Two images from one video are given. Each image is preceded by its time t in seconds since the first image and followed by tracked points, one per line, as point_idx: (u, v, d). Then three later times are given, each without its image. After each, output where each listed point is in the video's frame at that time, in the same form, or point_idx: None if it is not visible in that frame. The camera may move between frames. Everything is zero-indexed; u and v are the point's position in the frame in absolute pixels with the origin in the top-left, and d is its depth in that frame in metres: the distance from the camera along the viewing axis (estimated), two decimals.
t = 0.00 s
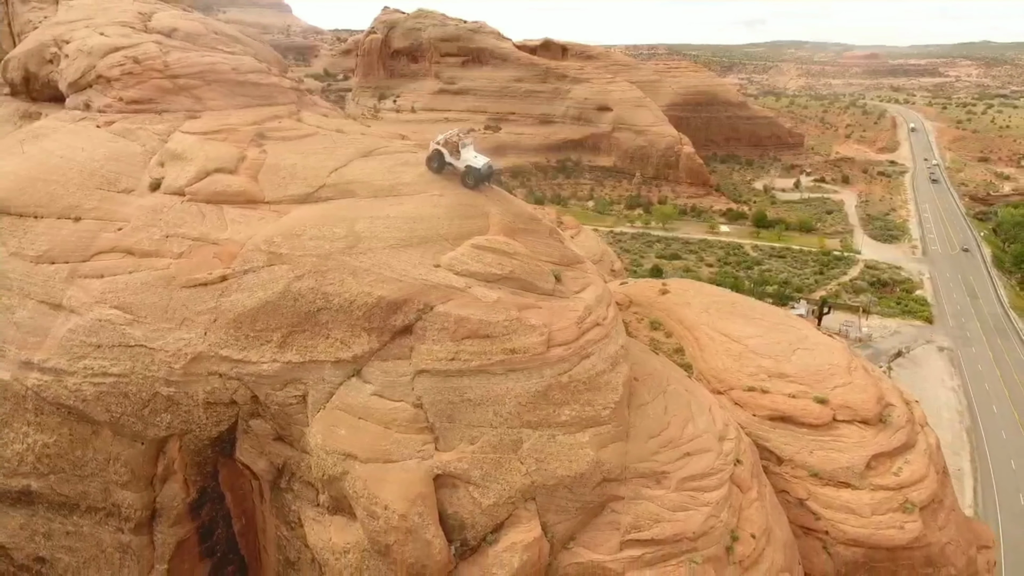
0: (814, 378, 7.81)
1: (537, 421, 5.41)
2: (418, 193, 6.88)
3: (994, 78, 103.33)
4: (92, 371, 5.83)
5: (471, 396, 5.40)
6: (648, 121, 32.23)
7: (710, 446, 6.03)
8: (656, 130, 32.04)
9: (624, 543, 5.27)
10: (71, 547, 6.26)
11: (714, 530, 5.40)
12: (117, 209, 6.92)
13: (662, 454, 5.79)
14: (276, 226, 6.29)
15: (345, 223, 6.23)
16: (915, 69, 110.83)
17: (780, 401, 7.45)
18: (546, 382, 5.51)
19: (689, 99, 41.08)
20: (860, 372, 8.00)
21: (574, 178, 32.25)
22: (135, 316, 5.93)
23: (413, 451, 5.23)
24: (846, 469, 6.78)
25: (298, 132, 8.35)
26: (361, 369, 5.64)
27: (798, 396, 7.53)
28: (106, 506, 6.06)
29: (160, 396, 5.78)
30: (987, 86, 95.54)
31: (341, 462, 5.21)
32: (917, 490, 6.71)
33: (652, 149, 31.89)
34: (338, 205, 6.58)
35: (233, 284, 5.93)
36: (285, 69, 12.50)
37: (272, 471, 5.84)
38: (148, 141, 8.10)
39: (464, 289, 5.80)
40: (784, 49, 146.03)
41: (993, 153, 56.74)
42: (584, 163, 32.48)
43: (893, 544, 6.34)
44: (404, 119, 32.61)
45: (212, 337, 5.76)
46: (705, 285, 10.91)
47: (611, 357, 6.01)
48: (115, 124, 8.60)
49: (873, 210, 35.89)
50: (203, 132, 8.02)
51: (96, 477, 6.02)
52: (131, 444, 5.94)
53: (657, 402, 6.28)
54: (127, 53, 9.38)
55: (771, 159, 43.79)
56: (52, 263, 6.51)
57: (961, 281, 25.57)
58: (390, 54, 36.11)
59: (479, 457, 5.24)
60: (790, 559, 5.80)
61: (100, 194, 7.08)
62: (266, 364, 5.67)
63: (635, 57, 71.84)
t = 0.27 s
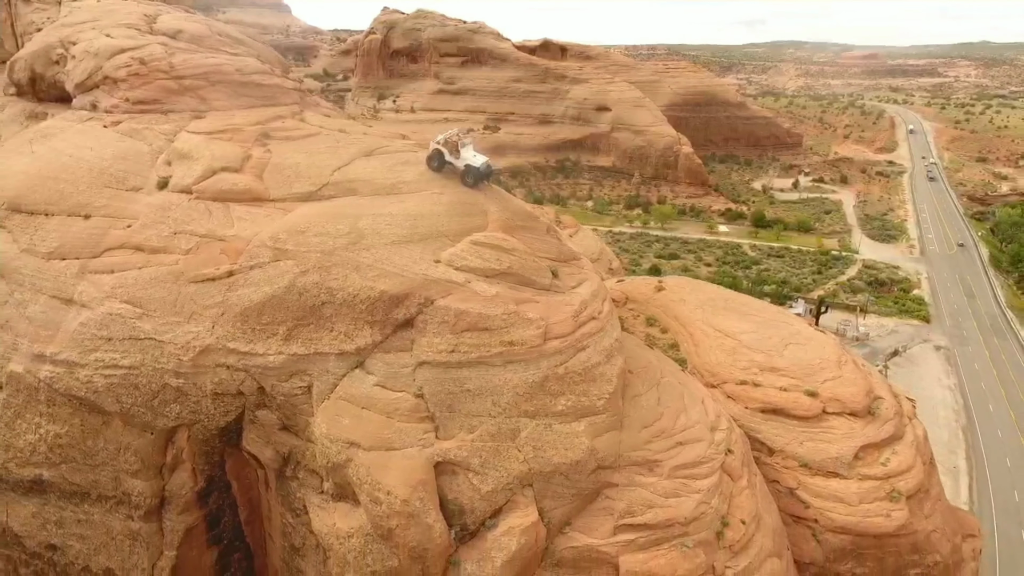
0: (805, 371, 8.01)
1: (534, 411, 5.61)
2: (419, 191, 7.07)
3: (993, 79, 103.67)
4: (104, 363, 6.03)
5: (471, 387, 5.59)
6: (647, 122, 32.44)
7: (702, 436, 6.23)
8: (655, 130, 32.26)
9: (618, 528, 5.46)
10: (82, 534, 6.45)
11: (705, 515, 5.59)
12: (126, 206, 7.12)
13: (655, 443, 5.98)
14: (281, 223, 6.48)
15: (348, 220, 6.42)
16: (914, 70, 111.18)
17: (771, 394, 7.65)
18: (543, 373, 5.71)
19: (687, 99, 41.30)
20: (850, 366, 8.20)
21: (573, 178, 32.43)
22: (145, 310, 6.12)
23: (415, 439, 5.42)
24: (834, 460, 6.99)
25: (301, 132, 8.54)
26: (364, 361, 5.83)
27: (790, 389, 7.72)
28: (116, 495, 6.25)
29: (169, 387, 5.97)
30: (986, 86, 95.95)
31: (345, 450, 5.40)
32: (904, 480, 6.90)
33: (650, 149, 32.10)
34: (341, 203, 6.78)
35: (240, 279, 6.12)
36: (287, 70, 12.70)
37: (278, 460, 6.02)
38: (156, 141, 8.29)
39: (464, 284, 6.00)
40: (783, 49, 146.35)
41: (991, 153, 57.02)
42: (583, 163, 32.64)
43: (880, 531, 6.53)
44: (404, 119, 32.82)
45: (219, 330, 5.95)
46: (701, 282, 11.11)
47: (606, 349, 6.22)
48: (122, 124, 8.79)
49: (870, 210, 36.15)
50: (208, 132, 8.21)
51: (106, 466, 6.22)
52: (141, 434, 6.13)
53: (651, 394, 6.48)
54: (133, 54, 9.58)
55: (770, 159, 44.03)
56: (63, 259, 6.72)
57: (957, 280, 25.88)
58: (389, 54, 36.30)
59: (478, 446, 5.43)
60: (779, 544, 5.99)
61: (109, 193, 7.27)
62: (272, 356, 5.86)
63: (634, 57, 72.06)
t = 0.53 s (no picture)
0: (797, 365, 8.20)
1: (532, 401, 5.80)
2: (421, 189, 7.27)
3: (992, 79, 104.00)
4: (116, 355, 6.22)
5: (471, 377, 5.78)
6: (647, 122, 32.90)
7: (695, 426, 6.43)
8: (655, 130, 32.64)
9: (614, 512, 5.66)
10: (94, 521, 6.66)
11: (698, 501, 5.78)
12: (135, 204, 7.31)
13: (650, 432, 6.18)
14: (287, 219, 6.68)
15: (352, 217, 6.61)
16: (913, 70, 111.47)
17: (764, 387, 7.84)
18: (541, 364, 5.90)
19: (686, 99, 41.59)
20: (842, 359, 8.40)
21: (573, 178, 32.65)
22: (155, 304, 6.31)
23: (418, 427, 5.62)
24: (825, 450, 7.18)
25: (305, 131, 8.72)
26: (368, 353, 6.03)
27: (782, 382, 7.92)
28: (128, 483, 6.45)
29: (180, 378, 6.16)
30: (985, 86, 96.34)
31: (350, 438, 5.60)
32: (893, 469, 7.10)
33: (650, 149, 32.57)
34: (345, 200, 6.97)
35: (248, 274, 6.31)
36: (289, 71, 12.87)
37: (286, 448, 6.22)
38: (163, 141, 8.48)
39: (465, 278, 6.20)
40: (783, 49, 146.64)
41: (990, 153, 57.31)
42: (582, 164, 32.92)
43: (868, 518, 6.73)
44: (404, 119, 32.99)
45: (228, 323, 6.15)
46: (697, 280, 11.29)
47: (602, 341, 6.40)
48: (130, 124, 8.98)
49: (869, 210, 36.53)
50: (215, 131, 8.40)
51: (118, 455, 6.42)
52: (153, 424, 6.33)
53: (646, 385, 6.67)
54: (140, 56, 9.78)
55: (768, 159, 44.26)
56: (75, 255, 6.90)
57: (955, 280, 26.74)
58: (389, 54, 36.39)
59: (478, 434, 5.63)
60: (770, 530, 6.18)
61: (119, 190, 7.46)
62: (280, 348, 6.06)
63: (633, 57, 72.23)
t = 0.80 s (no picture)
0: (789, 357, 8.44)
1: (531, 390, 6.03)
2: (424, 187, 7.50)
3: (992, 79, 104.27)
4: (130, 346, 6.45)
5: (473, 367, 6.02)
6: (646, 122, 33.13)
7: (689, 414, 6.67)
8: (654, 130, 32.90)
9: (610, 496, 5.90)
10: (108, 508, 6.90)
11: (690, 485, 6.03)
12: (147, 201, 7.53)
13: (645, 420, 6.42)
14: (294, 216, 6.91)
15: (357, 214, 6.85)
16: (913, 70, 111.71)
17: (757, 379, 8.07)
18: (540, 355, 6.14)
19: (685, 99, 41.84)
20: (832, 352, 8.63)
21: (573, 177, 32.92)
22: (167, 298, 6.54)
23: (422, 414, 5.86)
24: (815, 439, 7.42)
25: (310, 131, 8.93)
26: (374, 344, 6.26)
27: (774, 374, 8.15)
28: (141, 470, 6.69)
29: (192, 369, 6.39)
30: (984, 86, 96.67)
31: (357, 425, 5.83)
32: (880, 458, 7.34)
33: (649, 149, 32.83)
34: (350, 198, 7.21)
35: (257, 269, 6.54)
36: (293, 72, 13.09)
37: (294, 436, 6.45)
38: (172, 140, 8.70)
39: (467, 272, 6.44)
40: (783, 49, 146.83)
41: (988, 153, 57.58)
42: (582, 164, 33.18)
43: (856, 504, 6.98)
44: (405, 120, 33.17)
45: (239, 315, 6.37)
46: (693, 276, 11.51)
47: (599, 333, 6.63)
48: (139, 124, 9.19)
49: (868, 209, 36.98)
50: (223, 131, 8.62)
51: (132, 443, 6.65)
52: (166, 413, 6.57)
53: (641, 375, 6.92)
54: (148, 57, 10.01)
55: (768, 159, 44.52)
56: (88, 251, 7.13)
57: (954, 279, 27.47)
58: (389, 54, 36.67)
59: (479, 421, 5.87)
60: (761, 515, 6.41)
61: (130, 188, 7.68)
62: (288, 340, 6.29)
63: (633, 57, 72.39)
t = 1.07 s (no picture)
0: (783, 350, 8.66)
1: (532, 379, 6.26)
2: (428, 184, 7.73)
3: (991, 79, 104.62)
4: (145, 337, 6.67)
5: (476, 357, 6.25)
6: (646, 122, 34.18)
7: (685, 403, 6.89)
8: (653, 130, 33.93)
9: (608, 480, 6.13)
10: (122, 494, 7.13)
11: (685, 471, 6.26)
12: (159, 198, 7.75)
13: (642, 409, 6.65)
14: (303, 212, 7.14)
15: (363, 210, 7.09)
16: (913, 70, 112.04)
17: (751, 370, 8.30)
18: (541, 345, 6.37)
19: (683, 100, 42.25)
20: (825, 345, 8.86)
21: (572, 177, 33.85)
22: (181, 291, 6.77)
23: (427, 401, 6.10)
24: (807, 428, 7.66)
25: (317, 130, 9.15)
26: (381, 334, 6.49)
27: (768, 366, 8.38)
28: (155, 457, 6.92)
29: (205, 359, 6.61)
30: (983, 86, 97.07)
31: (365, 412, 6.06)
32: (870, 447, 7.57)
33: (649, 148, 33.78)
34: (356, 195, 7.43)
35: (267, 263, 6.77)
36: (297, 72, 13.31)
37: (304, 424, 6.68)
38: (182, 139, 8.91)
39: (470, 266, 6.68)
40: (783, 49, 147.11)
41: (987, 153, 57.90)
42: (582, 163, 34.13)
43: (847, 491, 7.21)
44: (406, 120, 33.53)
45: (250, 308, 6.60)
46: (691, 273, 11.73)
47: (598, 325, 6.87)
48: (149, 123, 9.41)
49: (867, 209, 37.42)
50: (232, 130, 8.85)
51: (146, 431, 6.88)
52: (180, 402, 6.80)
53: (639, 366, 7.14)
54: (157, 58, 10.25)
55: (767, 159, 44.81)
56: (103, 246, 7.36)
57: (952, 279, 28.12)
58: (389, 54, 37.79)
59: (482, 408, 6.10)
60: (754, 499, 6.63)
61: (143, 186, 7.90)
62: (298, 331, 6.52)
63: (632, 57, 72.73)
